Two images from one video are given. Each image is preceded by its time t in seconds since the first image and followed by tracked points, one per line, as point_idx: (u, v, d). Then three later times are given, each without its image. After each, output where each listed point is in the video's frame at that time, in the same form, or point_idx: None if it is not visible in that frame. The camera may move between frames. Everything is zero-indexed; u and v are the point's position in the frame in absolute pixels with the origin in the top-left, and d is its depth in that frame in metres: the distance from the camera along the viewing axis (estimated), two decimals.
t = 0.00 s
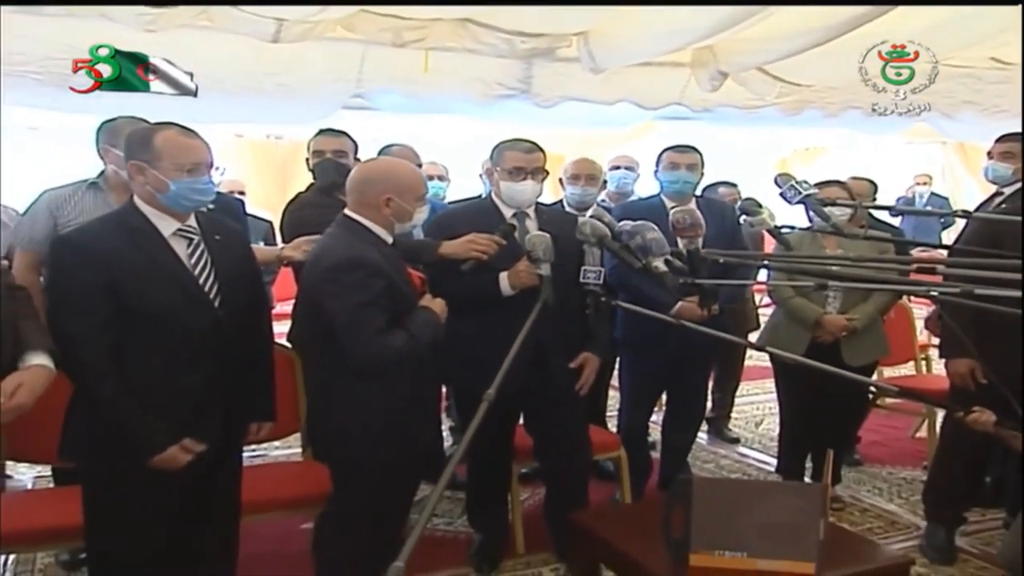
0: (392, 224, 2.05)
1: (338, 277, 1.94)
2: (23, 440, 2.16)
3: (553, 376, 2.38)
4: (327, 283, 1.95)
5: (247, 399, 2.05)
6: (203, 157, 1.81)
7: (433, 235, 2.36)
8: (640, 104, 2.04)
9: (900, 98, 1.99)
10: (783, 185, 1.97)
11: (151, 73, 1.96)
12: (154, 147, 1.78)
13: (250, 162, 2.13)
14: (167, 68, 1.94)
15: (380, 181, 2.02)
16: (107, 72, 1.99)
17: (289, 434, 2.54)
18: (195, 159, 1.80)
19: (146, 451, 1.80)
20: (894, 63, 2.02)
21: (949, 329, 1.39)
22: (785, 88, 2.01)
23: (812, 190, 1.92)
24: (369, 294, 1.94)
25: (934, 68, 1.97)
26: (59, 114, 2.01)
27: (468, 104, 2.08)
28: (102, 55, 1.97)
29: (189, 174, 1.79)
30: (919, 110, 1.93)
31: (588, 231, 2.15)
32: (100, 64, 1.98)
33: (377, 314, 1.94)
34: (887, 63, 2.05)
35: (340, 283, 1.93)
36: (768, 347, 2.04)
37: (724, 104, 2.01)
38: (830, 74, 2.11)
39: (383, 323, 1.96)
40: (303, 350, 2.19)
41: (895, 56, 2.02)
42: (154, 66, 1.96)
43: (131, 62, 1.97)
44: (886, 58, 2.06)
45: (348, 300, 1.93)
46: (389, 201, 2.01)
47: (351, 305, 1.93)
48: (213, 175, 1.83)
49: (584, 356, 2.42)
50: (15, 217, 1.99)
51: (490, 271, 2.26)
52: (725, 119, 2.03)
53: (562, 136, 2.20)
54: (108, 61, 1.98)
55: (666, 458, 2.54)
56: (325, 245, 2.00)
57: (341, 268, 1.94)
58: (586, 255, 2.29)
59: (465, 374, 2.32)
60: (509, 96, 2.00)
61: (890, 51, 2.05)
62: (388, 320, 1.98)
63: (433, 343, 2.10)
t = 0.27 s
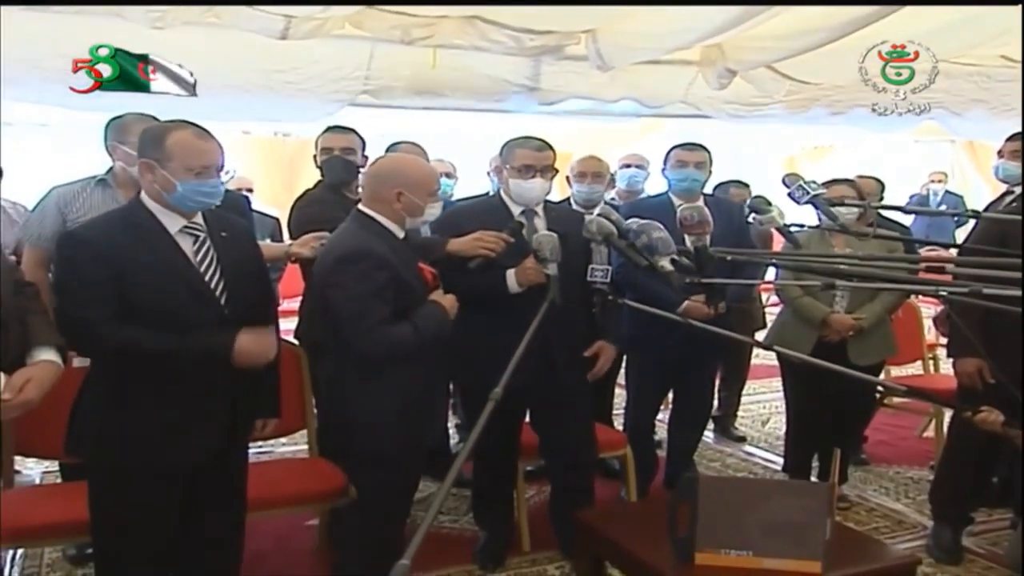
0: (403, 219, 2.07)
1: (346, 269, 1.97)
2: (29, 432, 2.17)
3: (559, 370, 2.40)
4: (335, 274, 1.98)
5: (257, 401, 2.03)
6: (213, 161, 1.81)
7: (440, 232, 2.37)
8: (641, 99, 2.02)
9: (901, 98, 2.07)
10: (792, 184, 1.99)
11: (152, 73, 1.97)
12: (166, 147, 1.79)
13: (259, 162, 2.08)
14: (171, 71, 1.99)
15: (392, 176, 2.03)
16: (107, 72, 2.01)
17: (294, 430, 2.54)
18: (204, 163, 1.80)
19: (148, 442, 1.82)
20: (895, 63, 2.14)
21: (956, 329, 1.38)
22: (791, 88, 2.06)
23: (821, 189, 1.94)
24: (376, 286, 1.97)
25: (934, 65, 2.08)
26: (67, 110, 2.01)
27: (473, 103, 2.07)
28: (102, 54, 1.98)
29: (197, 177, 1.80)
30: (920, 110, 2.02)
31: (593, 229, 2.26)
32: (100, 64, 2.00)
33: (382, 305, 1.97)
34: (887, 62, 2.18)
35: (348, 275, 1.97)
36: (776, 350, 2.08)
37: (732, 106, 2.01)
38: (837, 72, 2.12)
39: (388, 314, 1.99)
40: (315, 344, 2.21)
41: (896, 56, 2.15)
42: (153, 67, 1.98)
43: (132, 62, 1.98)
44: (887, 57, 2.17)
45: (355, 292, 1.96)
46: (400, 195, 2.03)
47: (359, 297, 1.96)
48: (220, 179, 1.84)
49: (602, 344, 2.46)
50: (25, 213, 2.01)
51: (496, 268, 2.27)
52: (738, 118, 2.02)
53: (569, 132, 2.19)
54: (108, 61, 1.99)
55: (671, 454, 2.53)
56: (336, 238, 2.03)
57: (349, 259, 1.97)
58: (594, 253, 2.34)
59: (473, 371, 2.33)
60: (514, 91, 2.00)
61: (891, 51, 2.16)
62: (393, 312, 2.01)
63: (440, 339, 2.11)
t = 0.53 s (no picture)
0: (405, 217, 2.05)
1: (346, 267, 1.95)
2: (25, 433, 2.16)
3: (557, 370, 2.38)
4: (334, 271, 1.96)
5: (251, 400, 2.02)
6: (209, 167, 1.75)
7: (436, 231, 2.36)
8: (633, 97, 2.11)
9: (900, 100, 2.03)
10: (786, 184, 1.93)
11: (152, 70, 1.84)
12: (161, 149, 1.72)
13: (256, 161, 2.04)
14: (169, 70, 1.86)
15: (393, 174, 2.02)
16: (104, 72, 1.93)
17: (290, 430, 2.52)
18: (199, 168, 1.74)
19: (141, 448, 1.80)
20: (895, 62, 2.10)
21: (953, 326, 1.38)
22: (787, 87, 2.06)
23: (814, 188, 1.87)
24: (375, 283, 1.96)
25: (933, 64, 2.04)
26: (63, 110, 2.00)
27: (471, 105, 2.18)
28: (100, 54, 1.91)
29: (191, 183, 1.74)
30: (918, 112, 1.98)
31: (588, 228, 2.17)
32: (98, 65, 1.93)
33: (381, 302, 1.96)
34: (887, 61, 2.12)
35: (348, 273, 1.95)
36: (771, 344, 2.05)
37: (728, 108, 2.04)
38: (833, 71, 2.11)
39: (385, 312, 1.98)
40: (320, 344, 2.24)
41: (896, 56, 2.10)
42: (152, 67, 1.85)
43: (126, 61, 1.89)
44: (886, 56, 2.10)
45: (355, 289, 1.95)
46: (402, 193, 2.02)
47: (359, 294, 1.95)
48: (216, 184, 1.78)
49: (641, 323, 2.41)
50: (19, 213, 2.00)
51: (493, 267, 2.25)
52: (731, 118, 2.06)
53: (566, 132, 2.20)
54: (107, 61, 1.90)
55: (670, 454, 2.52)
56: (334, 234, 2.01)
57: (349, 256, 1.95)
58: (591, 251, 2.30)
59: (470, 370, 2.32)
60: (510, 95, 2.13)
61: (890, 50, 2.10)
62: (392, 309, 2.00)
63: (438, 339, 2.09)
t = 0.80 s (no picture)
0: (409, 213, 2.03)
1: (361, 267, 1.93)
2: (28, 430, 2.17)
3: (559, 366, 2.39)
4: (348, 272, 1.93)
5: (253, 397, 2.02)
6: (210, 168, 1.70)
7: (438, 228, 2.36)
8: (643, 95, 2.07)
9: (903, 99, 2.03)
10: (786, 179, 1.89)
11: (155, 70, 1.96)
12: (163, 148, 1.68)
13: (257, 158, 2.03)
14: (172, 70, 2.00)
15: (398, 170, 1.99)
16: (106, 73, 1.98)
17: (292, 427, 2.53)
18: (200, 169, 1.69)
19: (143, 446, 1.79)
20: (894, 63, 2.08)
21: (956, 320, 1.38)
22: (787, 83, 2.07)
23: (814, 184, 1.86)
24: (392, 282, 1.94)
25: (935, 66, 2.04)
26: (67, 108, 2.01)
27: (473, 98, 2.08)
28: (102, 55, 1.98)
29: (191, 184, 1.69)
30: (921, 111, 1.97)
31: (588, 226, 2.00)
32: (100, 65, 1.98)
33: (400, 302, 1.96)
34: (887, 62, 2.09)
35: (363, 273, 1.93)
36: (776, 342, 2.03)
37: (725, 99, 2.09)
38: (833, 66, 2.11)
39: (406, 312, 1.97)
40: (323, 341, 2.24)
41: (896, 56, 2.08)
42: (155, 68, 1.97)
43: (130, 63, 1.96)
44: (886, 57, 2.09)
45: (373, 289, 1.93)
46: (408, 189, 2.00)
47: (377, 294, 1.93)
48: (216, 185, 1.73)
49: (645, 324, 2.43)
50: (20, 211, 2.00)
51: (495, 263, 2.26)
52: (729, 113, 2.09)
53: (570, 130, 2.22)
54: (108, 61, 1.98)
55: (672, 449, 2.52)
56: (342, 233, 1.98)
57: (364, 257, 1.92)
58: (591, 250, 2.25)
59: (472, 367, 2.32)
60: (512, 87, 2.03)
61: (889, 50, 2.09)
62: (410, 309, 2.00)
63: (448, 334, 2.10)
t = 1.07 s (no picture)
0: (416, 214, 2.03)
1: (370, 270, 1.91)
2: (24, 430, 2.17)
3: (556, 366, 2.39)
4: (358, 275, 1.91)
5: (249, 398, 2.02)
6: (206, 172, 1.70)
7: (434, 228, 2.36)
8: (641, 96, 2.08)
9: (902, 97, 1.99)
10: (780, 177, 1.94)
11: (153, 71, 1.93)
12: (160, 149, 1.67)
13: (253, 158, 1.99)
14: (167, 71, 1.94)
15: (407, 173, 1.97)
16: (103, 74, 1.97)
17: (289, 427, 2.53)
18: (196, 172, 1.69)
19: (138, 448, 1.79)
20: (895, 63, 2.10)
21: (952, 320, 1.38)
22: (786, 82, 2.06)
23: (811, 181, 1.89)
24: (402, 287, 1.94)
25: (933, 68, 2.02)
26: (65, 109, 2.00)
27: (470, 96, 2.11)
28: (99, 55, 1.96)
29: (187, 186, 1.69)
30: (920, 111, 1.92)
31: (582, 229, 2.13)
32: (98, 65, 1.97)
33: (410, 306, 1.95)
34: (887, 61, 2.12)
35: (373, 277, 1.91)
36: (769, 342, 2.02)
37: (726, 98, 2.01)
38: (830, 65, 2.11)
39: (414, 316, 1.97)
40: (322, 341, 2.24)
41: (897, 56, 2.11)
42: (152, 68, 1.93)
43: (125, 63, 1.93)
44: (888, 56, 2.12)
45: (383, 293, 1.91)
46: (417, 193, 1.99)
47: (388, 299, 1.92)
48: (212, 187, 1.73)
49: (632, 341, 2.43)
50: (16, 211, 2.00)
51: (492, 263, 2.26)
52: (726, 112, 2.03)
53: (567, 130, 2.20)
54: (108, 61, 1.97)
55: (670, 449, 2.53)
56: (347, 234, 1.96)
57: (374, 260, 1.91)
58: (586, 251, 2.27)
59: (469, 367, 2.32)
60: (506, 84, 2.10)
61: (892, 50, 2.11)
62: (418, 313, 1.99)
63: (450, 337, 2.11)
